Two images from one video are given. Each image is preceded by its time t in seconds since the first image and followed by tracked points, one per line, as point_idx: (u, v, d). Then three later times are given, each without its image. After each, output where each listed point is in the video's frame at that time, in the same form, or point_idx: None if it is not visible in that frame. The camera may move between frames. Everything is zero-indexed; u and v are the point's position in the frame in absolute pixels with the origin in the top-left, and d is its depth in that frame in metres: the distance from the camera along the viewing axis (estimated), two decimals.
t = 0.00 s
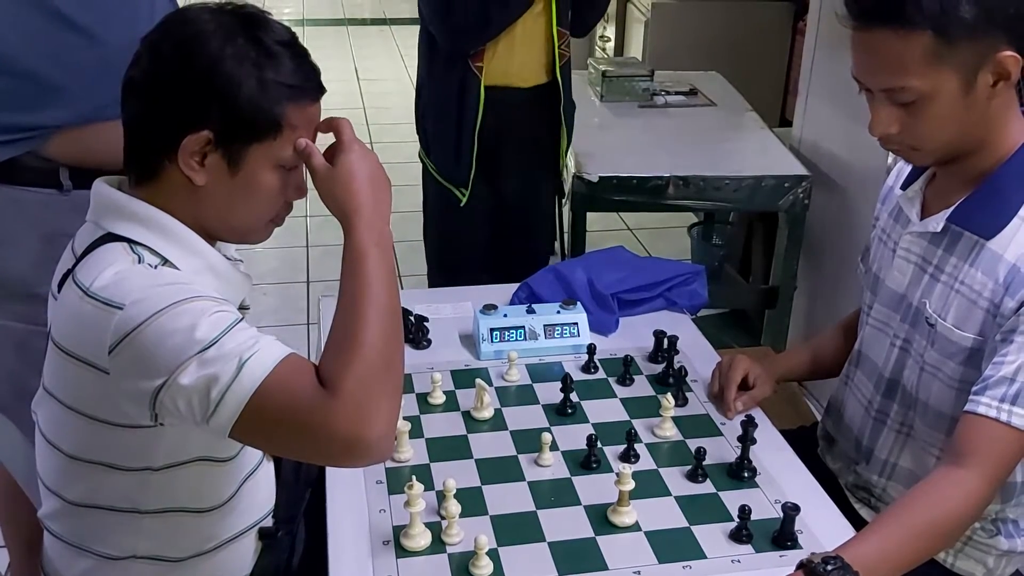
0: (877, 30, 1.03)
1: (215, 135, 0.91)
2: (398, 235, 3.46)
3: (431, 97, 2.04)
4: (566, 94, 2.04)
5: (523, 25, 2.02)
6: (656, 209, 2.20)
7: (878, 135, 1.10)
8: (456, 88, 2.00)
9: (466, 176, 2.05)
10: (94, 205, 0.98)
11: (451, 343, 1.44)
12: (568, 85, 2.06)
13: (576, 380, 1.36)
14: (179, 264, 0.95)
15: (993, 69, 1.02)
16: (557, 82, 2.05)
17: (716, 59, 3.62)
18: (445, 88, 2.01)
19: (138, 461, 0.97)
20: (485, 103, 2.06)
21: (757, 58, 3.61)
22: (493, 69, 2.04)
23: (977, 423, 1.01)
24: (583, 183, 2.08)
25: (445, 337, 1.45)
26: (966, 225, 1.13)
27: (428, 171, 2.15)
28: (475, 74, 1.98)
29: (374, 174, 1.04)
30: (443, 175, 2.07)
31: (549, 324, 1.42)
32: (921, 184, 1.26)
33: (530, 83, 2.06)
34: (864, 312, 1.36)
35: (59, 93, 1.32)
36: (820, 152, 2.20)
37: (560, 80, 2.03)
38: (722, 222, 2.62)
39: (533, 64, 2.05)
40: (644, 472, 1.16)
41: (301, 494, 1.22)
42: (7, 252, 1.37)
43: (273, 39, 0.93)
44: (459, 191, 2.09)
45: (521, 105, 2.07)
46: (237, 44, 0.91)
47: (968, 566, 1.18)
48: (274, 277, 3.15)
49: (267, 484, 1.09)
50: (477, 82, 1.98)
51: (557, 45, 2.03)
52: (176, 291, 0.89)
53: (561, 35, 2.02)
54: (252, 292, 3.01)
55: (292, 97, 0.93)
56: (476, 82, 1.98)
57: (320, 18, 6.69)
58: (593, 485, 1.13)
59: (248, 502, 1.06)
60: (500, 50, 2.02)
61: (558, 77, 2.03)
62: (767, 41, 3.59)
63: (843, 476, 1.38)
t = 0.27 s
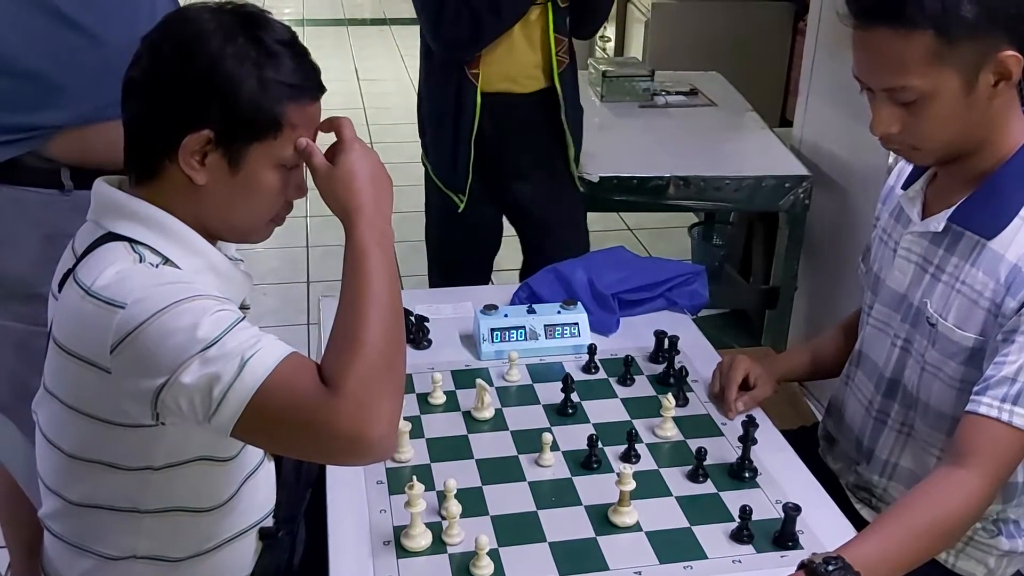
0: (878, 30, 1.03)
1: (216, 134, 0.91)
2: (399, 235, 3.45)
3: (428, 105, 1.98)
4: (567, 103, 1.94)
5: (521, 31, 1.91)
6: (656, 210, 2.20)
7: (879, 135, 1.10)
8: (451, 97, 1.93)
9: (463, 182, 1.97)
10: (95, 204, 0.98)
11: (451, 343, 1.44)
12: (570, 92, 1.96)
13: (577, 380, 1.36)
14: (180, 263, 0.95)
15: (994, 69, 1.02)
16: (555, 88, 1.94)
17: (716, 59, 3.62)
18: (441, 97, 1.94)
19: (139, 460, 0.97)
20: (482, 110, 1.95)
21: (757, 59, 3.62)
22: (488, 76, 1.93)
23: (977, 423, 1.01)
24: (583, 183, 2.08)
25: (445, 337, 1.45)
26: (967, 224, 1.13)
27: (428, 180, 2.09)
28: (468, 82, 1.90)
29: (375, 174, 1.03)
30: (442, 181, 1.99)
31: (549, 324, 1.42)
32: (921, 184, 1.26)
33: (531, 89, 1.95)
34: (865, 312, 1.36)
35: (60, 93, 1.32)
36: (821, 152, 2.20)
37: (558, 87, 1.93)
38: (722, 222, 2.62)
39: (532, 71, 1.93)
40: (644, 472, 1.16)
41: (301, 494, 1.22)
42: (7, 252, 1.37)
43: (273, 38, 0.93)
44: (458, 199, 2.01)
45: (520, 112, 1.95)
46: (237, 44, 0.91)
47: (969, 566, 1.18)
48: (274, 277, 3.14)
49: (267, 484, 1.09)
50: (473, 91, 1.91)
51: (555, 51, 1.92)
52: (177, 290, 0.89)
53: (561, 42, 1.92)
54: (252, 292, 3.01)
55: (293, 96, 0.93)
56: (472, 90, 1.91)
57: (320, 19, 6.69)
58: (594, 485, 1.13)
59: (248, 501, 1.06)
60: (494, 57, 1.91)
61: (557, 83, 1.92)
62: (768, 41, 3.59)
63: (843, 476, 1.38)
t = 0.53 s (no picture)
0: (879, 31, 1.03)
1: (218, 134, 0.91)
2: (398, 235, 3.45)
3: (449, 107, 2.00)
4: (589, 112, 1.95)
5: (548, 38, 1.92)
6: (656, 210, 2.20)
7: (879, 135, 1.10)
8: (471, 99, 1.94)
9: (478, 185, 1.99)
10: (98, 204, 0.98)
11: (451, 343, 1.44)
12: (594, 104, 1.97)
13: (577, 380, 1.36)
14: (182, 262, 0.95)
15: (994, 70, 1.02)
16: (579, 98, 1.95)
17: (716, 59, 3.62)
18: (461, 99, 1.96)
19: (141, 459, 0.97)
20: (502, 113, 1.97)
21: (757, 58, 3.62)
22: (510, 81, 1.95)
23: (977, 423, 1.01)
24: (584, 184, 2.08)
25: (446, 337, 1.45)
26: (967, 225, 1.13)
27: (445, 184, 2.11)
28: (489, 84, 1.92)
29: (377, 174, 1.03)
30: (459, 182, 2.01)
31: (549, 324, 1.42)
32: (921, 184, 1.26)
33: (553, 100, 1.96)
34: (865, 312, 1.36)
35: (60, 94, 1.32)
36: (821, 152, 2.20)
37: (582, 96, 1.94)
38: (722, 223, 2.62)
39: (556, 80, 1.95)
40: (645, 472, 1.16)
41: (301, 494, 1.22)
42: (8, 253, 1.37)
43: (274, 37, 0.93)
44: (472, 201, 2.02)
45: (541, 120, 1.96)
46: (239, 44, 0.91)
47: (969, 566, 1.18)
48: (274, 278, 3.14)
49: (268, 483, 1.09)
50: (492, 94, 1.92)
51: (579, 61, 1.93)
52: (181, 290, 0.89)
53: (585, 51, 1.93)
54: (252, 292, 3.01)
55: (294, 96, 0.93)
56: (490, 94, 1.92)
57: (320, 19, 6.69)
58: (595, 485, 1.13)
59: (250, 501, 1.06)
60: (519, 62, 1.93)
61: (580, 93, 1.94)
62: (768, 41, 3.59)
63: (843, 476, 1.38)
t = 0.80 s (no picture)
0: (878, 31, 1.03)
1: (218, 134, 0.91)
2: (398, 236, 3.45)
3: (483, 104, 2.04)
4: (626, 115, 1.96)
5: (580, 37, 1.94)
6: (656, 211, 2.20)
7: (878, 136, 1.10)
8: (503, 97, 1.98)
9: (509, 184, 2.04)
10: (99, 205, 0.98)
11: (451, 344, 1.44)
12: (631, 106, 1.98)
13: (576, 381, 1.36)
14: (182, 263, 0.95)
15: (993, 70, 1.02)
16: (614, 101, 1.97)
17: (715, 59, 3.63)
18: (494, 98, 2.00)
19: (142, 459, 0.97)
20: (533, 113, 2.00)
21: (757, 58, 3.62)
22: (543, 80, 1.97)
23: (976, 424, 1.01)
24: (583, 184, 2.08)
25: (445, 338, 1.45)
26: (967, 225, 1.13)
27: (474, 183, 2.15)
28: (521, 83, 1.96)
29: (377, 174, 1.03)
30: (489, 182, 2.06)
31: (549, 325, 1.42)
32: (921, 184, 1.26)
33: (588, 103, 1.98)
34: (864, 313, 1.36)
35: (59, 96, 1.32)
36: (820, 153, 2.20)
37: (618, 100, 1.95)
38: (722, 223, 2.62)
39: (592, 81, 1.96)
40: (644, 473, 1.16)
41: (301, 495, 1.22)
42: (7, 254, 1.37)
43: (274, 38, 0.93)
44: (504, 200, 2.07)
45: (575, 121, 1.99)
46: (240, 45, 0.91)
47: (968, 567, 1.18)
48: (274, 279, 3.14)
49: (269, 484, 1.09)
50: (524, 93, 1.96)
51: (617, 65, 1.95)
52: (182, 289, 0.89)
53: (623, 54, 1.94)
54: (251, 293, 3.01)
55: (294, 96, 0.93)
56: (522, 93, 1.96)
57: (319, 19, 6.69)
58: (594, 486, 1.13)
59: (249, 502, 1.06)
60: (553, 62, 1.95)
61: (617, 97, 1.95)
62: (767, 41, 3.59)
63: (842, 477, 1.38)
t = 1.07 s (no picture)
0: (880, 31, 1.03)
1: (217, 134, 0.91)
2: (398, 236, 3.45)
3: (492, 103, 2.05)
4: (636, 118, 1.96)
5: (590, 39, 1.94)
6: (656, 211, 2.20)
7: (880, 136, 1.10)
8: (511, 96, 1.99)
9: (514, 185, 2.05)
10: (98, 205, 0.98)
11: (451, 344, 1.44)
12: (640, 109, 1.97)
13: (576, 381, 1.36)
14: (182, 263, 0.95)
15: (995, 70, 1.02)
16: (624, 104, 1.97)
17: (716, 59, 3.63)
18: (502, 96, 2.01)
19: (142, 459, 0.97)
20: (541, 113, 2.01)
21: (757, 58, 3.62)
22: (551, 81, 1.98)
23: (977, 424, 1.01)
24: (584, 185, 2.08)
25: (445, 338, 1.45)
26: (968, 225, 1.13)
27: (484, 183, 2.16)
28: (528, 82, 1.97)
29: (376, 175, 1.03)
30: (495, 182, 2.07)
31: (549, 325, 1.42)
32: (921, 185, 1.26)
33: (596, 105, 1.98)
34: (865, 313, 1.36)
35: (60, 96, 1.32)
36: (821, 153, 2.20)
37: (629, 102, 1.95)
38: (722, 223, 2.62)
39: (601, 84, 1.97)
40: (644, 473, 1.16)
41: (301, 496, 1.22)
42: (8, 254, 1.37)
43: (273, 38, 0.94)
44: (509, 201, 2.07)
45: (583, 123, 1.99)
46: (239, 44, 0.91)
47: (968, 567, 1.18)
48: (274, 279, 3.15)
49: (269, 484, 1.09)
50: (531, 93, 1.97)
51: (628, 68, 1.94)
52: (181, 290, 0.89)
53: (634, 56, 1.93)
54: (252, 294, 3.01)
55: (293, 96, 0.93)
56: (529, 93, 1.97)
57: (320, 20, 6.69)
58: (594, 486, 1.13)
59: (249, 502, 1.06)
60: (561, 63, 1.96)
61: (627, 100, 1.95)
62: (767, 41, 3.59)
63: (843, 477, 1.38)
